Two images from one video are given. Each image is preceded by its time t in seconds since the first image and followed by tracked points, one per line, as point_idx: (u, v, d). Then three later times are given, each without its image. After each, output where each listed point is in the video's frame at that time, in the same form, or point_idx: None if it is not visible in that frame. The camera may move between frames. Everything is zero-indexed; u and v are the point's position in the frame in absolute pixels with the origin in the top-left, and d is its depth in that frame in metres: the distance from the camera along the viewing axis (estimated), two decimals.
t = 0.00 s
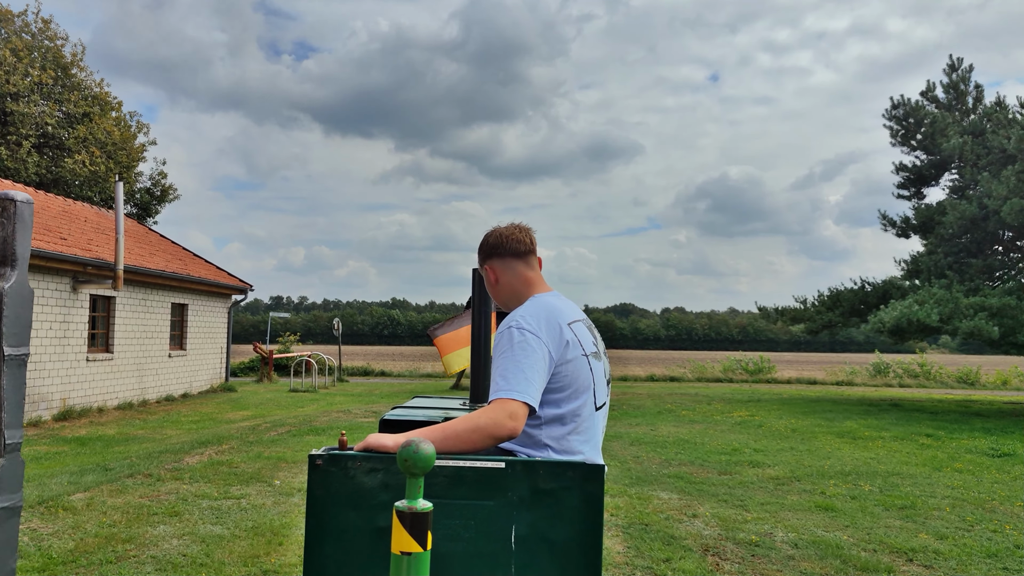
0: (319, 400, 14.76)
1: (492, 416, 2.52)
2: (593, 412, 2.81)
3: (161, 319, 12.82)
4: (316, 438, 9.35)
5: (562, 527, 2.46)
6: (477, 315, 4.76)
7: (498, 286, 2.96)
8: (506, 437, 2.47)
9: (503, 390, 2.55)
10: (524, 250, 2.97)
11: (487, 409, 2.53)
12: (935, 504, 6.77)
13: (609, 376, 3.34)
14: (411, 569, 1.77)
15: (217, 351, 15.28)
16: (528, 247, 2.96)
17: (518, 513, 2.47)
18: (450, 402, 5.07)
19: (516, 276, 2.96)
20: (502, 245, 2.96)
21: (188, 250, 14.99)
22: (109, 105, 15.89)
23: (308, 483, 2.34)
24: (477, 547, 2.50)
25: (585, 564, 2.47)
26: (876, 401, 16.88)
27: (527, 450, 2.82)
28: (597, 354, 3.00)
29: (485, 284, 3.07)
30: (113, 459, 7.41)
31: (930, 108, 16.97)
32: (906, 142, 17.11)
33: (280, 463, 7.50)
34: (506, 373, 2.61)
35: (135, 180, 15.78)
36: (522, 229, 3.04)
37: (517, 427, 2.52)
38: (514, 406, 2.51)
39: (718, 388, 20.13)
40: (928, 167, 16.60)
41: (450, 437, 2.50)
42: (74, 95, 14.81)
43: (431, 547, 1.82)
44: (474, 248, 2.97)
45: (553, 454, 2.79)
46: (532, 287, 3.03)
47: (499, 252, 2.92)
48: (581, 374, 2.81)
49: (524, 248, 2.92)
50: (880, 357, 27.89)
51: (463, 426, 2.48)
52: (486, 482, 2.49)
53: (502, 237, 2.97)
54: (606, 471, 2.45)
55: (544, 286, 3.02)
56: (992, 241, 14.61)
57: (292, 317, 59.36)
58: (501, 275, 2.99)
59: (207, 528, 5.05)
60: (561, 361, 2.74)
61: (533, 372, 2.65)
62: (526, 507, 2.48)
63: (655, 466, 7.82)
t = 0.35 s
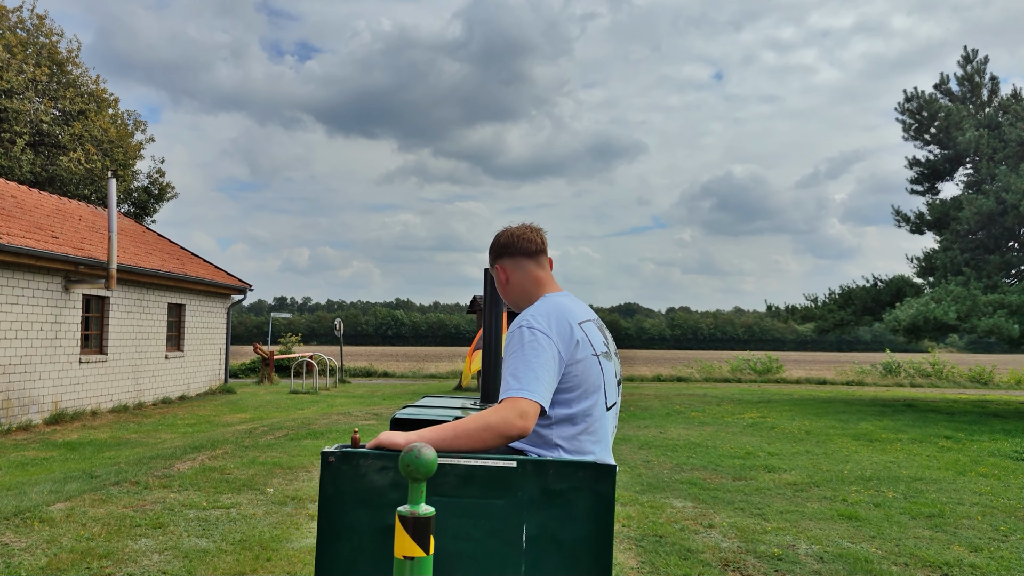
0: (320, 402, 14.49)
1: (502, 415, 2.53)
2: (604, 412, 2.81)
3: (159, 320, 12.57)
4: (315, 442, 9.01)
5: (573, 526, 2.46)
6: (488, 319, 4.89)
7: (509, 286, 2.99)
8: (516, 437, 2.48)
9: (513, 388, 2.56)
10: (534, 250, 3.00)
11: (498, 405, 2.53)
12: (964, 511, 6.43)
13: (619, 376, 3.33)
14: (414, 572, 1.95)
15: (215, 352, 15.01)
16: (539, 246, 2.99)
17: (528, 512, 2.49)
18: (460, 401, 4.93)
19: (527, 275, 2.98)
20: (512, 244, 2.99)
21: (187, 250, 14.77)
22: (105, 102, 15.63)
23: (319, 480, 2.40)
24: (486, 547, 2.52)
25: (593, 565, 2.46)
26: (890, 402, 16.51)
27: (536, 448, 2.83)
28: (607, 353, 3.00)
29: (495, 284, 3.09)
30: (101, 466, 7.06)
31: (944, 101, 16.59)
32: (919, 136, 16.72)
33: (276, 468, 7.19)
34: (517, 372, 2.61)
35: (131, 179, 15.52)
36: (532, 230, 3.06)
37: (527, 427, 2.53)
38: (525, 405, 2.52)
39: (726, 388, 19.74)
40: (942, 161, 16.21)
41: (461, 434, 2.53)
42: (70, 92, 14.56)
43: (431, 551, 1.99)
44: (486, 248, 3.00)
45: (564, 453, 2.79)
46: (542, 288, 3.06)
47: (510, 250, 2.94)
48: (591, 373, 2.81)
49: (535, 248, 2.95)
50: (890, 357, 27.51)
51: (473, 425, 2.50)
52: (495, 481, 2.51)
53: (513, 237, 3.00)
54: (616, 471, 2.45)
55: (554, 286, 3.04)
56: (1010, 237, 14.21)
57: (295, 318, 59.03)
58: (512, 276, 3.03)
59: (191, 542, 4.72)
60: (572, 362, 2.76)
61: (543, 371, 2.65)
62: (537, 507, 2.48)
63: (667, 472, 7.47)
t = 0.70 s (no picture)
0: (321, 403, 14.20)
1: (517, 413, 2.47)
2: (618, 411, 2.80)
3: (155, 319, 12.28)
4: (313, 445, 8.64)
5: (586, 526, 2.45)
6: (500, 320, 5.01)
7: (524, 283, 2.99)
8: (530, 435, 2.47)
9: (528, 387, 2.56)
10: (548, 249, 3.03)
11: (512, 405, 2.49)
12: (996, 520, 6.07)
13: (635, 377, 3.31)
14: (426, 573, 1.98)
15: (214, 352, 14.73)
16: (553, 245, 3.02)
17: (542, 511, 2.48)
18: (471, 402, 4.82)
19: (541, 273, 3.01)
20: (527, 243, 3.02)
21: (186, 248, 14.55)
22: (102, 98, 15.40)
23: (333, 477, 2.43)
24: (498, 545, 2.51)
25: (606, 566, 2.44)
26: (905, 403, 16.11)
27: (549, 447, 2.80)
28: (622, 354, 3.00)
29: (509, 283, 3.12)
30: (86, 471, 6.71)
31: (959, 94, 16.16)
32: (934, 130, 16.30)
33: (271, 473, 6.85)
34: (531, 372, 2.61)
35: (128, 175, 15.29)
36: (546, 229, 3.10)
37: (541, 426, 2.54)
38: (540, 405, 2.52)
39: (735, 389, 19.35)
40: (957, 156, 15.79)
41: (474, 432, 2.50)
42: (65, 86, 14.35)
43: (445, 553, 2.02)
44: (500, 246, 3.03)
45: (578, 452, 2.77)
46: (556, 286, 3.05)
47: (525, 248, 2.97)
48: (606, 373, 2.81)
49: (549, 246, 2.98)
50: (901, 357, 27.06)
51: (488, 422, 2.47)
52: (510, 479, 2.50)
53: (527, 235, 3.03)
54: (631, 472, 2.43)
55: (568, 286, 3.06)
56: None
57: (298, 318, 58.79)
58: (527, 273, 3.02)
59: (172, 556, 4.39)
60: (586, 360, 2.74)
61: (558, 371, 2.64)
62: (551, 506, 2.47)
63: (679, 477, 7.12)
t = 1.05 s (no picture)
0: (319, 404, 13.88)
1: (515, 413, 2.55)
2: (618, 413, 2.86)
3: (148, 319, 11.98)
4: (308, 448, 8.26)
5: (590, 532, 2.27)
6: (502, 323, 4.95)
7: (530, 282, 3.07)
8: (529, 435, 2.51)
9: (528, 387, 2.62)
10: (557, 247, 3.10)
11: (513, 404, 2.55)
12: None
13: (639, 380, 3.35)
14: None
15: (211, 352, 14.45)
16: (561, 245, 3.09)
17: (542, 518, 2.29)
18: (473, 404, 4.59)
19: (547, 272, 3.08)
20: (536, 241, 3.08)
21: (183, 246, 14.28)
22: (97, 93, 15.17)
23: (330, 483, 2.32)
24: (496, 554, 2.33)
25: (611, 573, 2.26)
26: (918, 405, 15.72)
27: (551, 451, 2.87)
28: (625, 356, 3.05)
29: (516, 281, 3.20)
30: (68, 478, 6.34)
31: (974, 89, 15.76)
32: (947, 126, 15.93)
33: (261, 479, 6.47)
34: (532, 372, 2.67)
35: (124, 171, 15.06)
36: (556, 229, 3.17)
37: (540, 426, 2.58)
38: (539, 406, 2.58)
39: (743, 391, 18.97)
40: (972, 152, 15.40)
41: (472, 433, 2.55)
42: (60, 82, 14.14)
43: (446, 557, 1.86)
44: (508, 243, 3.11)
45: (578, 452, 2.83)
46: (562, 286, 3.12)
47: (533, 246, 3.04)
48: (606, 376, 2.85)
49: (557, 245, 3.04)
50: (910, 357, 26.64)
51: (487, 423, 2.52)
52: (508, 485, 2.33)
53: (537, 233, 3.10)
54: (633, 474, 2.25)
55: (573, 285, 3.13)
56: None
57: (301, 318, 58.53)
58: (534, 272, 3.09)
59: (146, 573, 4.05)
60: (588, 360, 2.80)
61: (560, 371, 2.69)
62: (553, 511, 2.29)
63: (690, 484, 6.76)
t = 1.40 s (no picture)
0: (319, 406, 13.61)
1: (529, 419, 2.43)
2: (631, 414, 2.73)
3: (144, 319, 11.74)
4: (304, 453, 7.92)
5: (602, 534, 2.36)
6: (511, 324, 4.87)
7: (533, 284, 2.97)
8: (543, 443, 2.39)
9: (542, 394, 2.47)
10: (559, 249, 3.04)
11: (526, 410, 2.44)
12: None
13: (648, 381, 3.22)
14: None
15: (209, 353, 14.19)
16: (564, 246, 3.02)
17: (556, 521, 2.38)
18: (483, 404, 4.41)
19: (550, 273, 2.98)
20: (537, 244, 3.02)
21: (180, 244, 14.02)
22: (93, 89, 15.00)
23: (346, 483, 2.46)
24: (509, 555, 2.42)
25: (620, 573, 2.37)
26: (933, 407, 15.32)
27: (564, 454, 2.73)
28: (634, 355, 2.91)
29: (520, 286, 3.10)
30: (50, 485, 6.01)
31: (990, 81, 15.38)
32: (962, 119, 15.56)
33: (253, 486, 6.16)
34: (545, 378, 2.53)
35: (120, 168, 14.90)
36: (556, 232, 3.11)
37: (556, 432, 2.43)
38: (553, 411, 2.43)
39: (752, 392, 18.60)
40: (988, 146, 15.02)
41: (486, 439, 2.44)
42: (55, 78, 14.00)
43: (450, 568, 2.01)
44: (510, 248, 3.02)
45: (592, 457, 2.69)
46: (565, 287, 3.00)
47: (536, 249, 2.97)
48: (619, 376, 2.71)
49: (560, 247, 2.98)
50: (920, 357, 26.23)
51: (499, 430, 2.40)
52: (523, 488, 2.41)
53: (538, 236, 3.04)
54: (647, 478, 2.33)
55: (579, 287, 3.04)
56: None
57: (304, 318, 58.21)
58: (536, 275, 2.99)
59: None
60: (599, 362, 2.67)
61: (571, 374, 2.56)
62: (566, 514, 2.38)
63: (703, 492, 6.42)
